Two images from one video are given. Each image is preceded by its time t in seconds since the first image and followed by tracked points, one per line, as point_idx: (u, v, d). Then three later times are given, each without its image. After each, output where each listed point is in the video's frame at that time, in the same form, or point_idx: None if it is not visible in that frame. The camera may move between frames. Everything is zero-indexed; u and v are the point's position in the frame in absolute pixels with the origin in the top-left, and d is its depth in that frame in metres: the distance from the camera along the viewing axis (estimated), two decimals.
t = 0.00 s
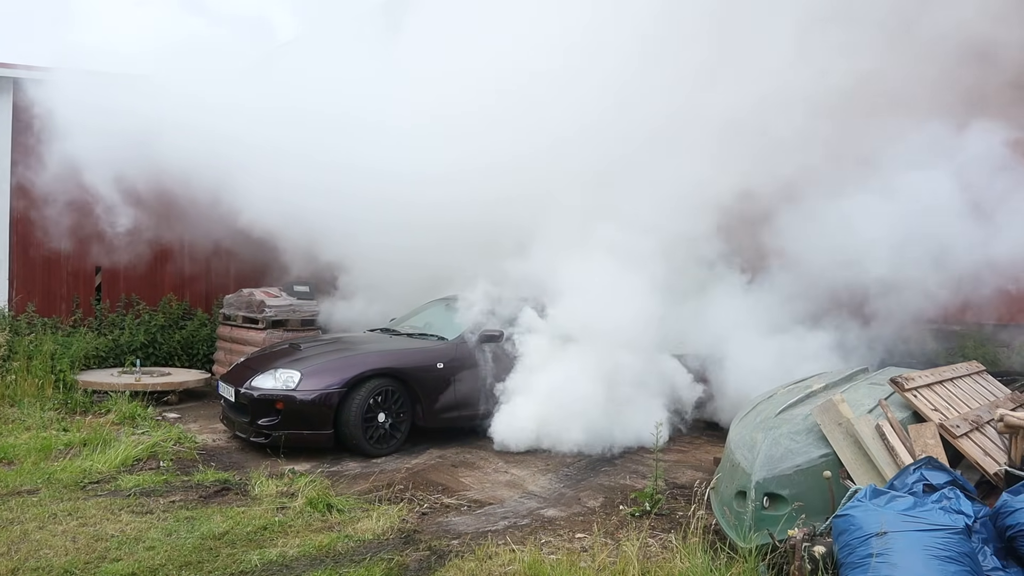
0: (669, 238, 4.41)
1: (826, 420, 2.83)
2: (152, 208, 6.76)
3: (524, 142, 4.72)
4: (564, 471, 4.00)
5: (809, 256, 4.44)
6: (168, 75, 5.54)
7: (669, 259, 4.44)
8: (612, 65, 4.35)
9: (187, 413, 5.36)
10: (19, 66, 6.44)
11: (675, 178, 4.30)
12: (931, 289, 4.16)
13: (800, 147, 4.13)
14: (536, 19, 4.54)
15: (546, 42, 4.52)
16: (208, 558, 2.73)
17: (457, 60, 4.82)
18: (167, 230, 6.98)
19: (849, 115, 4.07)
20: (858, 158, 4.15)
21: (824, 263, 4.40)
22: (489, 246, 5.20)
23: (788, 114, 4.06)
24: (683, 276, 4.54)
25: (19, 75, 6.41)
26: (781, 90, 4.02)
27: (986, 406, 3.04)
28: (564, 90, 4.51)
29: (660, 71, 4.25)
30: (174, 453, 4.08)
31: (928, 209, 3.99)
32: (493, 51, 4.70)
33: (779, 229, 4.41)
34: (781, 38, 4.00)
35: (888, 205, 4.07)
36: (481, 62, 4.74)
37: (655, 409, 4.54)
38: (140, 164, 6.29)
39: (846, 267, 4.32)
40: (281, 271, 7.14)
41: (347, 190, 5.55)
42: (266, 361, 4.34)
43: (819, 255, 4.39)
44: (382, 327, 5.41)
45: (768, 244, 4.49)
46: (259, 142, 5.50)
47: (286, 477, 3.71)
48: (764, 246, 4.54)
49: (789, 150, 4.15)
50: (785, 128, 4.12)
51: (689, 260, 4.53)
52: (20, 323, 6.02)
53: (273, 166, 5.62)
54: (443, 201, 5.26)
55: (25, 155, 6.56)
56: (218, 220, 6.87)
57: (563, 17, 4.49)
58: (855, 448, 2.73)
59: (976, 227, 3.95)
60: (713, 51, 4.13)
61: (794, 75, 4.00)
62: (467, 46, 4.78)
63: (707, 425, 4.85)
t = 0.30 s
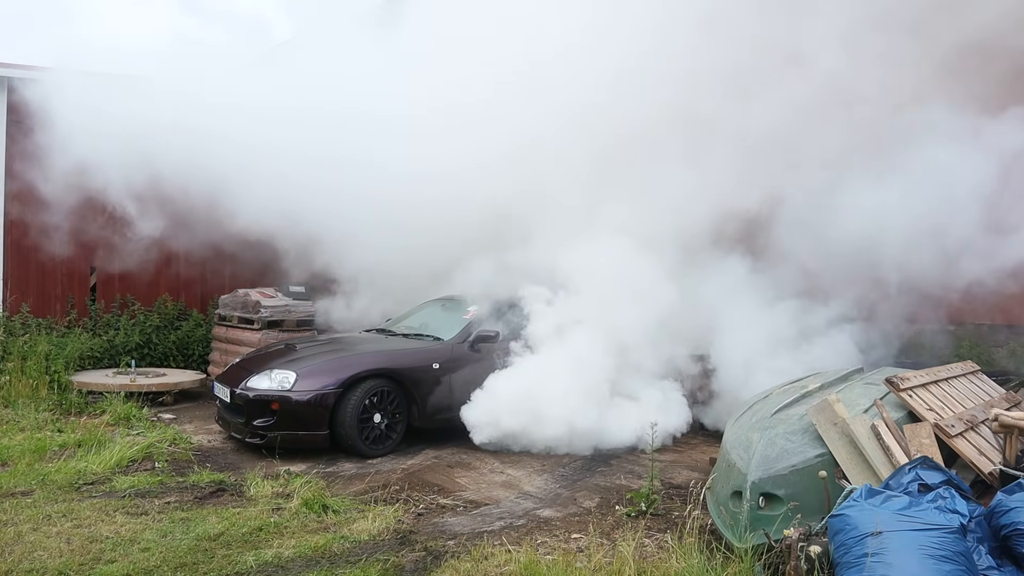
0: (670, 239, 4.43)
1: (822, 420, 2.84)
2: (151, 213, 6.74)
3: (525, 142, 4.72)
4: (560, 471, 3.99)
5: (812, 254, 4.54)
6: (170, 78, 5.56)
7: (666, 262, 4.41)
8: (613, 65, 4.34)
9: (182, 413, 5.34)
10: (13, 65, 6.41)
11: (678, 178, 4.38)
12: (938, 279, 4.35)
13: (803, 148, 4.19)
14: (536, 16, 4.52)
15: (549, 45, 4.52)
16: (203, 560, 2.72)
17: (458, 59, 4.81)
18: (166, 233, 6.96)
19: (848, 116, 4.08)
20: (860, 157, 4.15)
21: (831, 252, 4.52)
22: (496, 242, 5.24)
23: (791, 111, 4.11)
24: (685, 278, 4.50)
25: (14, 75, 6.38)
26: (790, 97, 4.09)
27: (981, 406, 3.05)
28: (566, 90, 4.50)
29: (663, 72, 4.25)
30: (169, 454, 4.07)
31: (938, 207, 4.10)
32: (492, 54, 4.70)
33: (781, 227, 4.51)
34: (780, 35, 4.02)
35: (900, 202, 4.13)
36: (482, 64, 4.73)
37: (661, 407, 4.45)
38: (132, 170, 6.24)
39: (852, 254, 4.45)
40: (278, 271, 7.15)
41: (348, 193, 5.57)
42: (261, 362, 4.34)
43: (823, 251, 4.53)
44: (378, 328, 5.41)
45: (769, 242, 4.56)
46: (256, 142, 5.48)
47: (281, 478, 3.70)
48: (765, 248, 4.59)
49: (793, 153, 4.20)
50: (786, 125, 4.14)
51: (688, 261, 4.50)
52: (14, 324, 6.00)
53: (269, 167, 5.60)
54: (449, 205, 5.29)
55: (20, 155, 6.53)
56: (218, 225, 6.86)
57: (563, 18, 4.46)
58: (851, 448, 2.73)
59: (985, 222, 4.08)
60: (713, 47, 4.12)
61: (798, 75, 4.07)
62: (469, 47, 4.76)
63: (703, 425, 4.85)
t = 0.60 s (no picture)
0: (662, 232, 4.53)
1: (810, 421, 2.85)
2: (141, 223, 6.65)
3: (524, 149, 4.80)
4: (550, 472, 4.00)
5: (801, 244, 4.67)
6: (158, 77, 5.39)
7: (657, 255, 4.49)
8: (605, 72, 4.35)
9: (170, 415, 5.31)
10: None
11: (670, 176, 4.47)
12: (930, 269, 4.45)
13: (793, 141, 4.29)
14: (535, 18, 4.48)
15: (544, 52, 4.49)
16: (191, 563, 2.71)
17: (457, 64, 4.82)
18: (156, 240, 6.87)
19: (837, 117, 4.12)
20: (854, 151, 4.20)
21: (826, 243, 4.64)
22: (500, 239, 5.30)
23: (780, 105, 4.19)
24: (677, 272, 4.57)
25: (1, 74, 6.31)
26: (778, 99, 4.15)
27: (968, 407, 3.07)
28: (563, 96, 4.52)
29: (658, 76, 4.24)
30: (157, 456, 4.05)
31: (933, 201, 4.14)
32: (490, 57, 4.72)
33: (773, 220, 4.58)
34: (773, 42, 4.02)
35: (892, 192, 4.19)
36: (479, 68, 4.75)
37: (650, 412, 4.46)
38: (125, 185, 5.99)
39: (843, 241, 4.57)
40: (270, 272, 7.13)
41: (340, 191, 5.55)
42: (250, 363, 4.32)
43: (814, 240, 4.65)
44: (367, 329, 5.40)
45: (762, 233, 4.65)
46: (248, 142, 5.41)
47: (270, 480, 3.69)
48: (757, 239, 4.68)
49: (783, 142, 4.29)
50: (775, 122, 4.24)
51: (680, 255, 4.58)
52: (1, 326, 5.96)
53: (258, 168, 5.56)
54: (452, 206, 5.34)
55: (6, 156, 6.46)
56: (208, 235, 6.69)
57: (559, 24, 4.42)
58: (839, 448, 2.74)
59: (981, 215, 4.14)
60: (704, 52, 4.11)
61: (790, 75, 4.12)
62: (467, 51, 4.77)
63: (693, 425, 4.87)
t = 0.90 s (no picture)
0: (662, 227, 4.54)
1: (802, 420, 2.86)
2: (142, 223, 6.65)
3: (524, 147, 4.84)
4: (543, 472, 4.00)
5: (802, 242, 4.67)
6: (151, 73, 5.20)
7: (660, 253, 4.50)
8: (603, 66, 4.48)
9: (162, 415, 5.30)
10: None
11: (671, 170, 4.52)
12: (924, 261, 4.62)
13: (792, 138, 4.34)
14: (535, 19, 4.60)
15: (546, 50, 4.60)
16: (183, 563, 2.70)
17: (457, 64, 4.85)
18: (154, 238, 6.90)
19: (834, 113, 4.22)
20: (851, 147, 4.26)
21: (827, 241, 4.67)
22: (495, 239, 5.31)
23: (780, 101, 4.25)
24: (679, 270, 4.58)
25: None
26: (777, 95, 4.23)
27: (958, 406, 3.09)
28: (559, 87, 4.63)
29: (661, 70, 4.35)
30: (149, 456, 4.03)
31: (930, 186, 4.27)
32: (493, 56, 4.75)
33: (770, 218, 4.60)
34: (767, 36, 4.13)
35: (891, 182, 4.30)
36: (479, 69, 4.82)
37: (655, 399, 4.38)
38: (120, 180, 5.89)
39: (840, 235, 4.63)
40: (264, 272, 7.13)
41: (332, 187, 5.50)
42: (242, 363, 4.31)
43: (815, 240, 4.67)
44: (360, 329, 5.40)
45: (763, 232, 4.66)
46: (243, 142, 5.36)
47: (262, 480, 3.68)
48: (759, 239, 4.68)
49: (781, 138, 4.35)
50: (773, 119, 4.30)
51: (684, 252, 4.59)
52: None
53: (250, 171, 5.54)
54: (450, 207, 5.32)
55: None
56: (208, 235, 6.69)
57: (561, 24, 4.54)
58: (830, 447, 2.76)
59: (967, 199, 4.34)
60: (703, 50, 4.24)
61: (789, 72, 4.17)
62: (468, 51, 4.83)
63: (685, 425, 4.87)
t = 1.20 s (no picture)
0: (661, 226, 4.65)
1: (803, 420, 2.86)
2: (143, 222, 6.64)
3: (525, 139, 4.78)
4: (543, 472, 4.00)
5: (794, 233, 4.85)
6: (153, 74, 5.23)
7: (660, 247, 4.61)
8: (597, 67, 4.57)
9: (163, 415, 5.30)
10: None
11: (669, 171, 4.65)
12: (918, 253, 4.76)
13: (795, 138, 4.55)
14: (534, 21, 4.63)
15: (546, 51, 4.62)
16: (183, 563, 2.71)
17: (457, 64, 4.78)
18: (151, 238, 6.86)
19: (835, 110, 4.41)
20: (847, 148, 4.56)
21: (826, 233, 4.82)
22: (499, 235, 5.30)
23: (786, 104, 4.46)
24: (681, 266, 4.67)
25: None
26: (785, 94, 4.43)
27: (958, 407, 3.09)
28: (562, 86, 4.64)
29: (661, 69, 4.46)
30: (150, 456, 4.03)
31: (930, 172, 4.49)
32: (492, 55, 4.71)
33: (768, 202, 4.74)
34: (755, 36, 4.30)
35: (891, 170, 4.56)
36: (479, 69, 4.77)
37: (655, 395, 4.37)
38: (117, 180, 5.93)
39: (834, 230, 4.81)
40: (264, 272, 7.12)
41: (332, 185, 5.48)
42: (243, 364, 4.31)
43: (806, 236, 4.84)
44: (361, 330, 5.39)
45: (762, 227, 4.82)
46: (245, 140, 5.35)
47: (263, 480, 3.69)
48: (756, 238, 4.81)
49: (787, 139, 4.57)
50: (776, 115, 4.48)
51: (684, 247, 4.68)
52: None
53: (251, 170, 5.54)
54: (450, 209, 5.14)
55: None
56: (212, 234, 6.71)
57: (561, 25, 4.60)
58: (831, 448, 2.76)
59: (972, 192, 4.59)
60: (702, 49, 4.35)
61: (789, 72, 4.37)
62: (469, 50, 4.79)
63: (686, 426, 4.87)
